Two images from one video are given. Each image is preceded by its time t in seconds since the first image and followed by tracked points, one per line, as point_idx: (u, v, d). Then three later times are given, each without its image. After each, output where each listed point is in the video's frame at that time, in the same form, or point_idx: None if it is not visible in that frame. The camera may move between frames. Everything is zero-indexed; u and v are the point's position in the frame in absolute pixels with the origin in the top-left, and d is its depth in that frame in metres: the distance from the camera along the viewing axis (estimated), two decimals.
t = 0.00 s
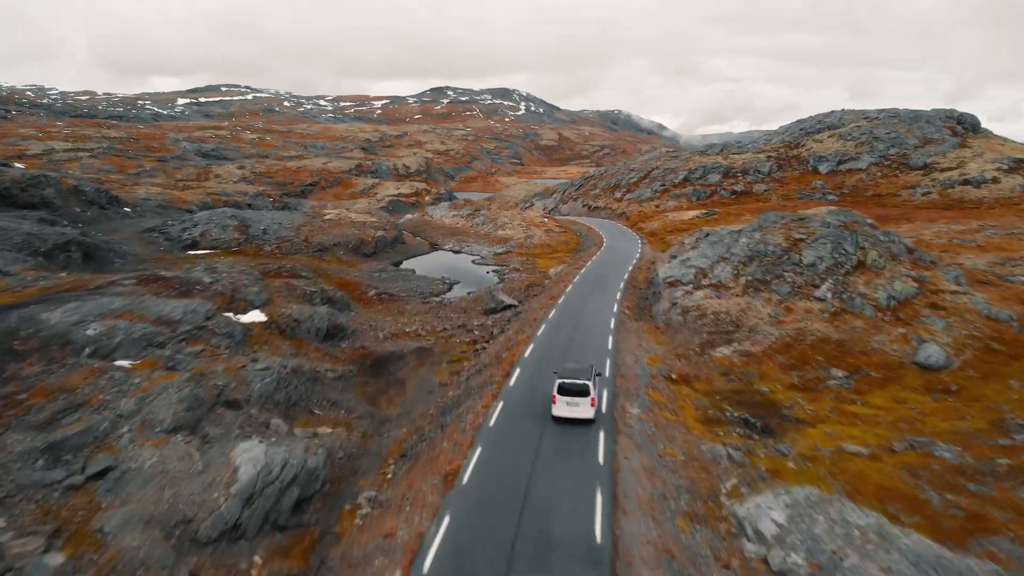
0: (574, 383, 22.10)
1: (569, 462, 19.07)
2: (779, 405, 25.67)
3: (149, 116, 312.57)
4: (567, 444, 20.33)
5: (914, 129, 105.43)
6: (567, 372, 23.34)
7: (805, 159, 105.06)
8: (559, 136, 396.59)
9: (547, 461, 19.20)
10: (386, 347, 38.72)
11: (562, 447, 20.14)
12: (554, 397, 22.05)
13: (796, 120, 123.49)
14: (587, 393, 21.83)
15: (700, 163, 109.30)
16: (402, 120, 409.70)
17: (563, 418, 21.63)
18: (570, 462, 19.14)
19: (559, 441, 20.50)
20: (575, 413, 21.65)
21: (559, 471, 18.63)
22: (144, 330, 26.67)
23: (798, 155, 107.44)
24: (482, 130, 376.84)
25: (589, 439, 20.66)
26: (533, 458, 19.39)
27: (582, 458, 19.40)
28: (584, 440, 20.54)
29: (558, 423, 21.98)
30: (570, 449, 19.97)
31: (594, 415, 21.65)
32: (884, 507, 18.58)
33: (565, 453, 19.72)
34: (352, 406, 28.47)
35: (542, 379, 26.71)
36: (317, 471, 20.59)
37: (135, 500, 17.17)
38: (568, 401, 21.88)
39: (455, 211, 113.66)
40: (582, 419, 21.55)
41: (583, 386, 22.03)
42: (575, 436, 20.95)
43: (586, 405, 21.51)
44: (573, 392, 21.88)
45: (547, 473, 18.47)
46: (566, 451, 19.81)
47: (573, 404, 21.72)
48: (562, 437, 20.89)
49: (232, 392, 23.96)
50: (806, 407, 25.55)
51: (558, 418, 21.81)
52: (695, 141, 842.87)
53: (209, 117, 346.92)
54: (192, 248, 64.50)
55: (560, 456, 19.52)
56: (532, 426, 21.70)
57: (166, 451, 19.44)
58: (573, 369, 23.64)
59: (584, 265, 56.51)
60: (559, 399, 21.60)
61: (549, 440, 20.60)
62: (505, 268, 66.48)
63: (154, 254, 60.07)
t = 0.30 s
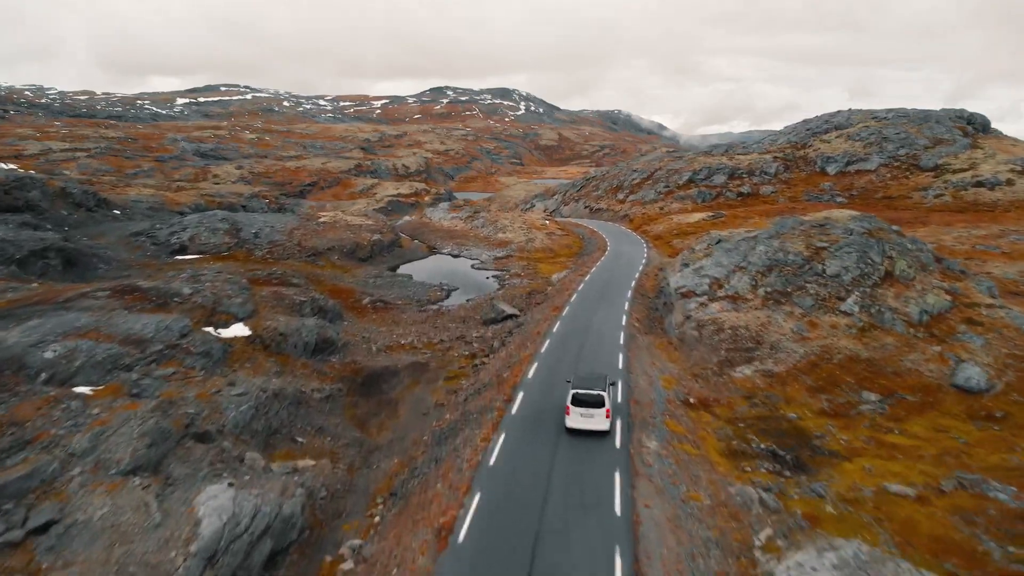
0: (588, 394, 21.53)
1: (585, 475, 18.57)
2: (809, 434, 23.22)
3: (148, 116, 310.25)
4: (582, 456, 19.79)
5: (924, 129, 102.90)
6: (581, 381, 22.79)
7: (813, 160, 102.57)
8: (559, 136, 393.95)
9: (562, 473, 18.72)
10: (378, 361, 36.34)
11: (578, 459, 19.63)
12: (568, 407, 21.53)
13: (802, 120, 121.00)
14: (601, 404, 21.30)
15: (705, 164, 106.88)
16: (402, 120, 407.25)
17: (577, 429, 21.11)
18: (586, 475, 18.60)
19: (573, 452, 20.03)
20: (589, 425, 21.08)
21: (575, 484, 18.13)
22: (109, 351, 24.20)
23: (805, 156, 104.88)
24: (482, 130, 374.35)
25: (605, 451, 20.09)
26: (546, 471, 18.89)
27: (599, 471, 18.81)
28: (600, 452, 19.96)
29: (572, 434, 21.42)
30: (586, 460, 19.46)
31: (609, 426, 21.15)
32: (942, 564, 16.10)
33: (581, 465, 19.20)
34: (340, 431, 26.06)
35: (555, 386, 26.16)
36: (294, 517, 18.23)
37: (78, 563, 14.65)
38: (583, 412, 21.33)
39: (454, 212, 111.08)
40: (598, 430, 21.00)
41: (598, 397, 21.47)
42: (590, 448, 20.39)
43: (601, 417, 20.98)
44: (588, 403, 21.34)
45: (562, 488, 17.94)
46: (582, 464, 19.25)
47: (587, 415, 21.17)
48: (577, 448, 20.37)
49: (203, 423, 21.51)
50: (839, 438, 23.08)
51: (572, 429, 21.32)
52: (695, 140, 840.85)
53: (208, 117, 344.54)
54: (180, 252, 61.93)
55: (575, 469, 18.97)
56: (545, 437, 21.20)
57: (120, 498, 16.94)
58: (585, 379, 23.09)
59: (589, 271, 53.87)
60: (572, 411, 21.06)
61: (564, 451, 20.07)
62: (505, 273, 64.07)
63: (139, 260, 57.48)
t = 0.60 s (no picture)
0: (603, 403, 20.96)
1: (602, 483, 18.22)
2: (842, 466, 21.04)
3: (147, 116, 308.36)
4: (597, 465, 19.38)
5: (933, 129, 100.73)
6: (594, 389, 22.23)
7: (819, 160, 100.41)
8: (559, 136, 391.61)
9: (578, 483, 18.32)
10: (371, 376, 34.06)
11: (594, 468, 19.18)
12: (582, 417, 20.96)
13: (807, 120, 118.86)
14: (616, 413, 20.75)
15: (709, 165, 104.70)
16: (402, 120, 405.09)
17: (591, 439, 20.50)
18: (603, 483, 18.23)
19: (588, 462, 19.58)
20: (603, 435, 20.48)
21: (592, 492, 17.80)
22: (72, 373, 22.04)
23: (811, 156, 102.66)
24: (482, 130, 372.11)
25: (621, 459, 19.66)
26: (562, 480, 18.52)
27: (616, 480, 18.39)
28: (616, 460, 19.56)
29: (586, 445, 20.80)
30: (601, 468, 19.09)
31: (623, 437, 20.56)
32: None
33: (597, 474, 18.80)
34: (327, 457, 23.99)
35: (566, 392, 25.69)
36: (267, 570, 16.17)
37: None
38: (596, 422, 20.71)
39: (453, 213, 108.81)
40: (612, 441, 20.39)
41: (613, 407, 20.84)
42: (605, 457, 19.93)
43: (616, 427, 20.38)
44: (602, 412, 20.75)
45: (578, 499, 17.48)
46: (598, 473, 18.87)
47: (602, 425, 20.57)
48: (592, 456, 19.97)
49: (171, 456, 19.49)
50: (875, 469, 20.87)
51: (585, 439, 20.76)
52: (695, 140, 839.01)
53: (207, 117, 342.39)
54: (169, 257, 59.73)
55: (591, 478, 18.54)
56: (559, 446, 20.79)
57: (69, 551, 14.81)
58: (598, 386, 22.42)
59: (593, 276, 51.62)
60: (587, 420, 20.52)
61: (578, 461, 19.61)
62: (506, 278, 62.01)
63: (126, 265, 55.29)
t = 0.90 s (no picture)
0: (619, 415, 20.37)
1: (620, 497, 17.71)
2: (886, 509, 18.33)
3: (146, 116, 306.22)
4: (613, 480, 18.77)
5: (943, 129, 98.25)
6: (610, 399, 21.64)
7: (827, 161, 97.96)
8: (559, 136, 389.05)
9: (596, 498, 17.69)
10: (361, 395, 31.27)
11: (610, 483, 18.58)
12: (597, 428, 20.42)
13: (814, 120, 116.42)
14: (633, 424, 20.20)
15: (714, 166, 102.28)
16: (401, 120, 402.65)
17: (607, 452, 19.97)
18: (620, 497, 17.71)
19: (603, 478, 18.87)
20: (620, 447, 19.96)
21: (610, 507, 17.22)
22: (22, 408, 19.95)
23: (819, 157, 100.13)
24: (481, 130, 369.50)
25: (639, 473, 19.08)
26: (580, 494, 17.94)
27: (634, 494, 17.84)
28: (633, 473, 19.02)
29: (602, 457, 20.28)
30: (616, 489, 18.20)
31: (640, 449, 20.05)
32: None
33: (613, 489, 18.17)
34: (309, 495, 21.71)
35: (578, 402, 24.98)
36: None
37: None
38: (612, 433, 20.20)
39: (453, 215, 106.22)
40: (629, 453, 19.89)
41: (630, 418, 20.31)
42: (622, 470, 19.37)
43: (633, 439, 19.86)
44: (618, 424, 20.16)
45: (596, 516, 16.81)
46: (616, 487, 18.29)
47: (618, 437, 20.05)
48: (607, 471, 19.35)
49: (126, 505, 17.30)
50: (924, 514, 18.03)
51: (601, 451, 20.26)
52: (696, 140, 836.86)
53: (207, 117, 340.07)
54: (155, 262, 57.28)
55: (609, 494, 17.91)
56: (574, 460, 20.08)
57: None
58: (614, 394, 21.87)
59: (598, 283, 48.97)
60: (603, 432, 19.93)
61: (594, 477, 18.95)
62: (507, 284, 59.60)
63: (109, 271, 52.84)
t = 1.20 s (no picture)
0: (637, 426, 19.86)
1: (640, 516, 17.18)
2: (943, 565, 15.42)
3: (145, 116, 303.90)
4: (632, 496, 18.25)
5: (954, 129, 95.89)
6: (626, 410, 21.10)
7: (835, 162, 95.59)
8: (559, 135, 386.39)
9: (615, 518, 17.16)
10: (350, 418, 28.85)
11: (630, 501, 18.02)
12: (614, 440, 19.94)
13: (821, 120, 114.02)
14: (651, 437, 19.69)
15: (719, 166, 99.90)
16: (401, 120, 400.13)
17: (625, 464, 19.48)
18: (641, 517, 17.16)
19: (622, 494, 18.34)
20: (637, 460, 19.47)
21: (630, 527, 16.69)
22: None
23: (827, 158, 97.72)
24: (481, 130, 366.83)
25: (657, 487, 18.61)
26: (599, 512, 17.44)
27: (655, 513, 17.31)
28: (650, 489, 18.53)
29: (619, 470, 19.84)
30: (633, 509, 17.60)
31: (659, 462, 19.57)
32: None
33: (633, 508, 17.64)
34: (285, 543, 19.42)
35: (592, 412, 24.28)
36: None
37: None
38: (630, 446, 19.72)
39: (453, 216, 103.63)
40: (647, 466, 19.42)
41: (648, 430, 19.80)
42: (640, 485, 18.91)
43: (651, 451, 19.39)
44: (637, 436, 19.65)
45: (617, 539, 16.26)
46: (635, 505, 17.78)
47: (636, 449, 19.56)
48: (625, 486, 18.83)
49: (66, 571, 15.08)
50: (986, 571, 15.06)
51: (617, 464, 19.79)
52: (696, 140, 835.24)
53: (206, 117, 337.58)
54: (140, 268, 54.83)
55: (629, 513, 17.38)
56: (589, 475, 19.51)
57: None
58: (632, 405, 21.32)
59: (604, 292, 46.39)
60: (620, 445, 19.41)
61: (612, 493, 18.43)
62: (507, 290, 57.27)
63: (91, 278, 50.41)
